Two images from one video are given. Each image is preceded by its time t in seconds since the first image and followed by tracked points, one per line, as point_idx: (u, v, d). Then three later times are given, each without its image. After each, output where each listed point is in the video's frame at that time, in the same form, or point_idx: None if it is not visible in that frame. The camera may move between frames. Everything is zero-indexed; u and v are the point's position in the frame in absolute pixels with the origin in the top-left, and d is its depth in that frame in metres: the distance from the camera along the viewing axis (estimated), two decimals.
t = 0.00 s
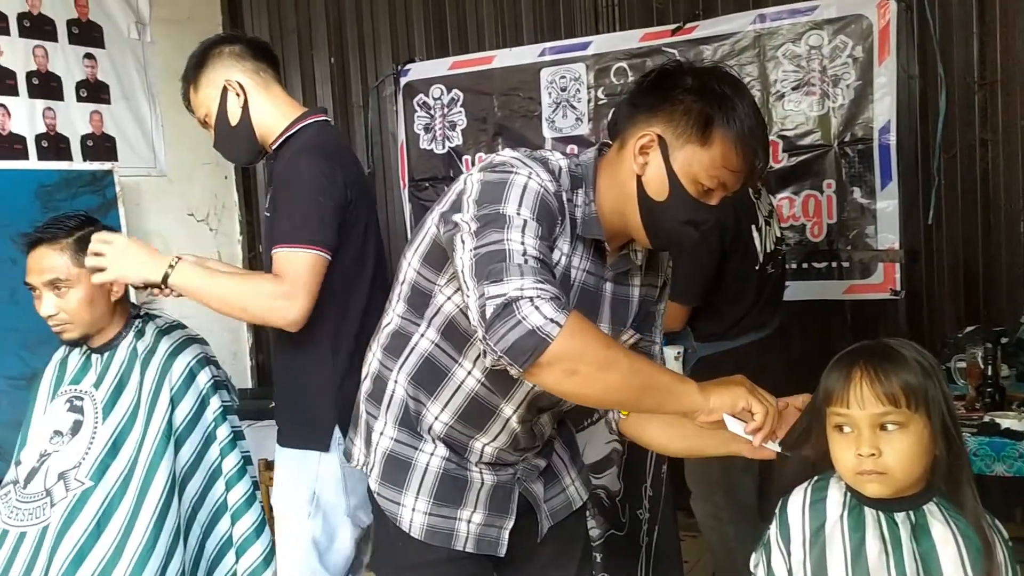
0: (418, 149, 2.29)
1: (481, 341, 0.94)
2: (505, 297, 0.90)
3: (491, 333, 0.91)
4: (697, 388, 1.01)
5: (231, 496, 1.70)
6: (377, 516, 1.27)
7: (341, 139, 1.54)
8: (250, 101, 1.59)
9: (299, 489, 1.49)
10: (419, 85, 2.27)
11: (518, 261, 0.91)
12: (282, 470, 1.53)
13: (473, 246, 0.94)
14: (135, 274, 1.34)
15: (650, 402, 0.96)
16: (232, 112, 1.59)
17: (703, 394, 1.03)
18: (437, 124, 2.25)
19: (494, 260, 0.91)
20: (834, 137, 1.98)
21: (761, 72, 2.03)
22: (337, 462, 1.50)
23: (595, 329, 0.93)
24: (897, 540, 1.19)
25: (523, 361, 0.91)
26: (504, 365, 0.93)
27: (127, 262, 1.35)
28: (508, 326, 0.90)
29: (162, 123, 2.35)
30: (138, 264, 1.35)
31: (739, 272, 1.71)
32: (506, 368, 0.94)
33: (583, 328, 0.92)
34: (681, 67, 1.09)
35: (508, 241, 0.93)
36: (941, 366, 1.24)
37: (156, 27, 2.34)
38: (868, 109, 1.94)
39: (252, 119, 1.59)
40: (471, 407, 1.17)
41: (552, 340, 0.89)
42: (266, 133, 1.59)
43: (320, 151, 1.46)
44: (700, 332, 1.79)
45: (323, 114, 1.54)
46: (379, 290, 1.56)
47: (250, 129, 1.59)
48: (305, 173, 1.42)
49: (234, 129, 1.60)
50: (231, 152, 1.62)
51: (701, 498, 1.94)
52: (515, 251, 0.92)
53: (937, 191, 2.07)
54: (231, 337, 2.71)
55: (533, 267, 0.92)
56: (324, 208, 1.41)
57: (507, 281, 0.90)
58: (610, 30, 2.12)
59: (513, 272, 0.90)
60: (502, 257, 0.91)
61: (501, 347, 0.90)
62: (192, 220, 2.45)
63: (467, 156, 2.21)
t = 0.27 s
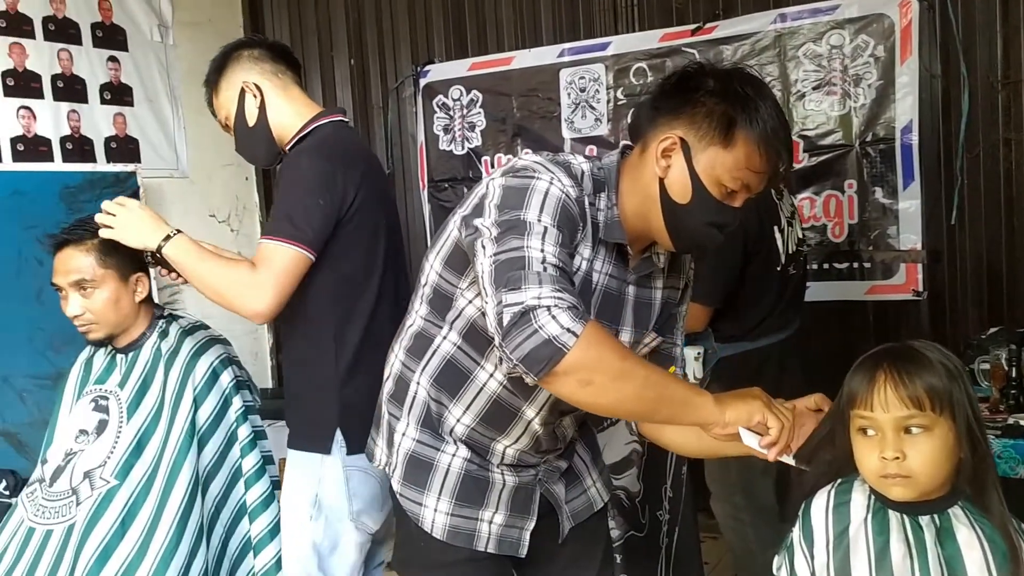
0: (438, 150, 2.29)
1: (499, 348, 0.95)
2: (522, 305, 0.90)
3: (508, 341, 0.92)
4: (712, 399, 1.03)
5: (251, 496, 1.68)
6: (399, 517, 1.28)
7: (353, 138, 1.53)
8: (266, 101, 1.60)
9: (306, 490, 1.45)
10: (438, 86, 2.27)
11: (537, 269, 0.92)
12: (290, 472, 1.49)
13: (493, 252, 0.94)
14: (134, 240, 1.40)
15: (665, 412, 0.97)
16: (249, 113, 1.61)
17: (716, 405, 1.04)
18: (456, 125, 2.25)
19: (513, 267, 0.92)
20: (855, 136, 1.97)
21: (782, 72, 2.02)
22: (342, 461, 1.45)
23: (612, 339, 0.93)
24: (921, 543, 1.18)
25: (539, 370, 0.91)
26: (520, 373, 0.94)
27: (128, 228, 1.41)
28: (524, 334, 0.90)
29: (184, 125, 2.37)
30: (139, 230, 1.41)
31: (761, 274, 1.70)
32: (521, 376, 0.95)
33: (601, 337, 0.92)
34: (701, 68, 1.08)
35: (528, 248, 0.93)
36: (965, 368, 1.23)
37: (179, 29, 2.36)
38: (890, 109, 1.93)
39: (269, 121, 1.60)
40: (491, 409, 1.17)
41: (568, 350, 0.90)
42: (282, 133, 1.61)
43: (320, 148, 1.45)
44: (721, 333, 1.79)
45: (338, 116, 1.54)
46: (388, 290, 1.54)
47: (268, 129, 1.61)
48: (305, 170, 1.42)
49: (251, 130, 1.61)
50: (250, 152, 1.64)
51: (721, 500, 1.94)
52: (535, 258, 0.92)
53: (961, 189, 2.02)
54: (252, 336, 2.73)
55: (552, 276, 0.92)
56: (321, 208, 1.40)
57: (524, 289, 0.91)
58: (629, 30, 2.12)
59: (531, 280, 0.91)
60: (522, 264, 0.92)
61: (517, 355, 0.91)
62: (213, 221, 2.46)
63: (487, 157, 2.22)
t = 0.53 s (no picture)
0: (454, 151, 2.30)
1: (513, 352, 0.95)
2: (537, 310, 0.90)
3: (521, 346, 0.91)
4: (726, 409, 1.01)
5: (270, 496, 1.67)
6: (418, 518, 1.28)
7: (355, 135, 1.50)
8: (278, 100, 1.60)
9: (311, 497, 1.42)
10: (455, 86, 2.28)
11: (553, 274, 0.91)
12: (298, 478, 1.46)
13: (511, 254, 0.94)
14: (142, 236, 1.45)
15: (677, 421, 0.96)
16: (261, 113, 1.62)
17: (732, 415, 1.02)
18: (473, 126, 2.26)
19: (530, 271, 0.91)
20: (875, 136, 1.96)
21: (800, 72, 2.01)
22: (346, 467, 1.42)
23: (627, 346, 0.93)
24: (944, 546, 1.17)
25: (551, 376, 0.91)
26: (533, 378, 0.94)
27: (139, 223, 1.46)
28: (537, 340, 0.90)
29: (202, 126, 2.39)
30: (150, 228, 1.45)
31: (781, 274, 1.69)
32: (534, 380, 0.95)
33: (615, 343, 0.92)
34: (721, 69, 1.08)
35: (545, 252, 0.92)
36: (989, 370, 1.22)
37: (197, 31, 2.38)
38: (909, 108, 1.92)
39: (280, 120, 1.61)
40: (508, 411, 1.17)
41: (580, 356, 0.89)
42: (292, 132, 1.61)
43: (318, 146, 1.42)
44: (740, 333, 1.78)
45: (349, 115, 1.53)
46: (393, 291, 1.49)
47: (279, 129, 1.61)
48: (301, 169, 1.39)
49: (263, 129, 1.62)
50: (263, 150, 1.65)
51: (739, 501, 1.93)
52: (552, 262, 0.92)
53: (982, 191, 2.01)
54: (270, 336, 2.74)
55: (567, 281, 0.91)
56: (316, 208, 1.38)
57: (540, 294, 0.90)
58: (647, 29, 2.11)
59: (547, 285, 0.90)
60: (538, 268, 0.91)
61: (530, 360, 0.91)
62: (231, 222, 2.47)
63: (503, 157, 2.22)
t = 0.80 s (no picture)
0: (471, 151, 2.30)
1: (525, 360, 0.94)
2: (550, 320, 0.89)
3: (534, 354, 0.91)
4: (733, 425, 0.99)
5: (291, 495, 1.67)
6: (435, 519, 1.27)
7: (359, 136, 1.50)
8: (291, 100, 1.62)
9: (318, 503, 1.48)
10: (472, 87, 2.28)
11: (568, 282, 0.90)
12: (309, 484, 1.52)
13: (527, 259, 0.94)
14: (158, 240, 1.47)
15: (685, 436, 0.95)
16: (275, 112, 1.63)
17: (740, 432, 1.00)
18: (490, 126, 2.26)
19: (545, 278, 0.91)
20: (894, 135, 1.94)
21: (819, 71, 2.00)
22: (351, 472, 1.45)
23: (639, 359, 0.92)
24: (967, 548, 1.15)
25: (562, 386, 0.91)
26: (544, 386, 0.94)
27: (156, 227, 1.48)
28: (551, 349, 0.90)
29: (221, 126, 2.40)
30: (165, 232, 1.47)
31: (801, 275, 1.68)
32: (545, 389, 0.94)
33: (628, 356, 0.91)
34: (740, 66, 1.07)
35: (561, 259, 0.92)
36: (1014, 371, 1.21)
37: (216, 33, 2.39)
38: (929, 107, 1.90)
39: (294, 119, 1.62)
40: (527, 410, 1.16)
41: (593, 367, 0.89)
42: (304, 130, 1.62)
43: (320, 148, 1.43)
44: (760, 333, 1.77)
45: (359, 116, 1.54)
46: (399, 292, 1.50)
47: (291, 129, 1.63)
48: (302, 171, 1.40)
49: (278, 128, 1.64)
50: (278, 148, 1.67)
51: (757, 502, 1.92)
52: (569, 269, 0.91)
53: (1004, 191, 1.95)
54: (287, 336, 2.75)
55: (583, 290, 0.90)
56: (316, 210, 1.38)
57: (555, 303, 0.90)
58: (664, 29, 2.11)
59: (562, 294, 0.90)
60: (554, 276, 0.91)
61: (542, 370, 0.91)
62: (248, 222, 2.47)
63: (521, 158, 2.22)
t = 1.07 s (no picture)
0: (487, 152, 2.30)
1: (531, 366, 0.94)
2: (559, 329, 0.89)
3: (539, 361, 0.91)
4: (730, 443, 0.94)
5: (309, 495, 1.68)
6: (453, 520, 1.28)
7: (366, 137, 1.50)
8: (305, 101, 1.63)
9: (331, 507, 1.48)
10: (488, 88, 2.28)
11: (580, 291, 0.90)
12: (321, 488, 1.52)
13: (541, 264, 0.93)
14: (175, 245, 1.48)
15: (680, 452, 0.92)
16: (289, 113, 1.64)
17: (738, 451, 0.95)
18: (506, 127, 2.26)
19: (557, 285, 0.91)
20: (913, 135, 1.93)
21: (838, 70, 1.99)
22: (362, 476, 1.45)
23: (646, 373, 0.91)
24: (989, 551, 1.14)
25: (566, 395, 0.91)
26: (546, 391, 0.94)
27: (172, 231, 1.50)
28: (557, 358, 0.90)
29: (238, 126, 2.41)
30: (181, 237, 1.48)
31: (819, 276, 1.68)
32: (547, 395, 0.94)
33: (635, 370, 0.90)
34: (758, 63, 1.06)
35: (574, 266, 0.91)
36: None
37: (234, 35, 2.41)
38: (949, 106, 1.89)
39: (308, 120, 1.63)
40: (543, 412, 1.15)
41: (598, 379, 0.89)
42: (317, 130, 1.62)
43: (327, 151, 1.43)
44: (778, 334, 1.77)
45: (372, 116, 1.55)
46: (410, 292, 1.50)
47: (305, 129, 1.63)
48: (309, 174, 1.41)
49: (292, 129, 1.64)
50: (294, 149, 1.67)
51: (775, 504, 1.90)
52: (582, 277, 0.91)
53: None
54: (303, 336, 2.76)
55: (594, 300, 0.90)
56: (323, 213, 1.39)
57: (565, 312, 0.89)
58: (681, 29, 2.10)
59: (573, 304, 0.89)
60: (566, 283, 0.90)
61: (547, 377, 0.91)
62: (265, 222, 2.49)
63: (537, 158, 2.22)
